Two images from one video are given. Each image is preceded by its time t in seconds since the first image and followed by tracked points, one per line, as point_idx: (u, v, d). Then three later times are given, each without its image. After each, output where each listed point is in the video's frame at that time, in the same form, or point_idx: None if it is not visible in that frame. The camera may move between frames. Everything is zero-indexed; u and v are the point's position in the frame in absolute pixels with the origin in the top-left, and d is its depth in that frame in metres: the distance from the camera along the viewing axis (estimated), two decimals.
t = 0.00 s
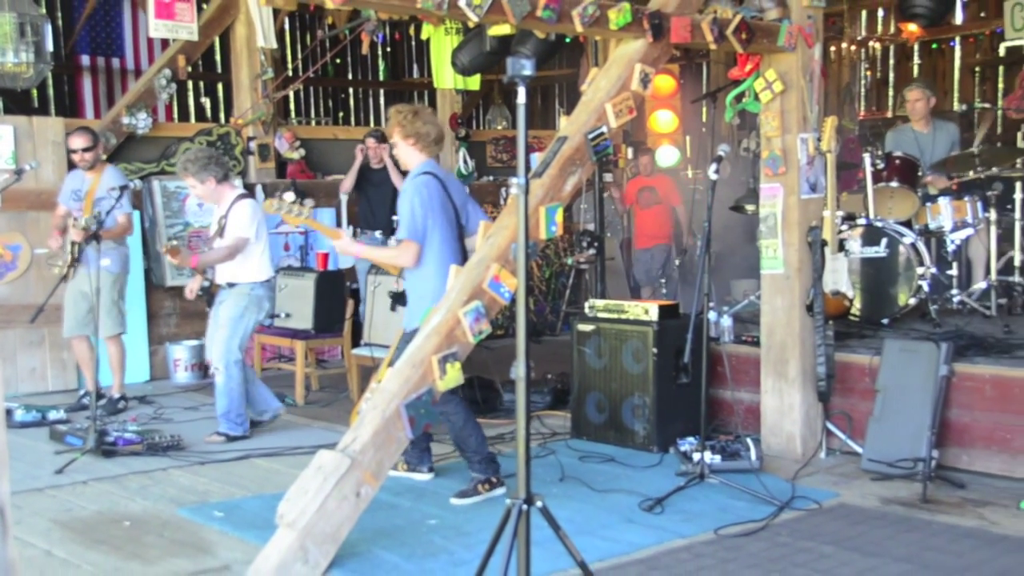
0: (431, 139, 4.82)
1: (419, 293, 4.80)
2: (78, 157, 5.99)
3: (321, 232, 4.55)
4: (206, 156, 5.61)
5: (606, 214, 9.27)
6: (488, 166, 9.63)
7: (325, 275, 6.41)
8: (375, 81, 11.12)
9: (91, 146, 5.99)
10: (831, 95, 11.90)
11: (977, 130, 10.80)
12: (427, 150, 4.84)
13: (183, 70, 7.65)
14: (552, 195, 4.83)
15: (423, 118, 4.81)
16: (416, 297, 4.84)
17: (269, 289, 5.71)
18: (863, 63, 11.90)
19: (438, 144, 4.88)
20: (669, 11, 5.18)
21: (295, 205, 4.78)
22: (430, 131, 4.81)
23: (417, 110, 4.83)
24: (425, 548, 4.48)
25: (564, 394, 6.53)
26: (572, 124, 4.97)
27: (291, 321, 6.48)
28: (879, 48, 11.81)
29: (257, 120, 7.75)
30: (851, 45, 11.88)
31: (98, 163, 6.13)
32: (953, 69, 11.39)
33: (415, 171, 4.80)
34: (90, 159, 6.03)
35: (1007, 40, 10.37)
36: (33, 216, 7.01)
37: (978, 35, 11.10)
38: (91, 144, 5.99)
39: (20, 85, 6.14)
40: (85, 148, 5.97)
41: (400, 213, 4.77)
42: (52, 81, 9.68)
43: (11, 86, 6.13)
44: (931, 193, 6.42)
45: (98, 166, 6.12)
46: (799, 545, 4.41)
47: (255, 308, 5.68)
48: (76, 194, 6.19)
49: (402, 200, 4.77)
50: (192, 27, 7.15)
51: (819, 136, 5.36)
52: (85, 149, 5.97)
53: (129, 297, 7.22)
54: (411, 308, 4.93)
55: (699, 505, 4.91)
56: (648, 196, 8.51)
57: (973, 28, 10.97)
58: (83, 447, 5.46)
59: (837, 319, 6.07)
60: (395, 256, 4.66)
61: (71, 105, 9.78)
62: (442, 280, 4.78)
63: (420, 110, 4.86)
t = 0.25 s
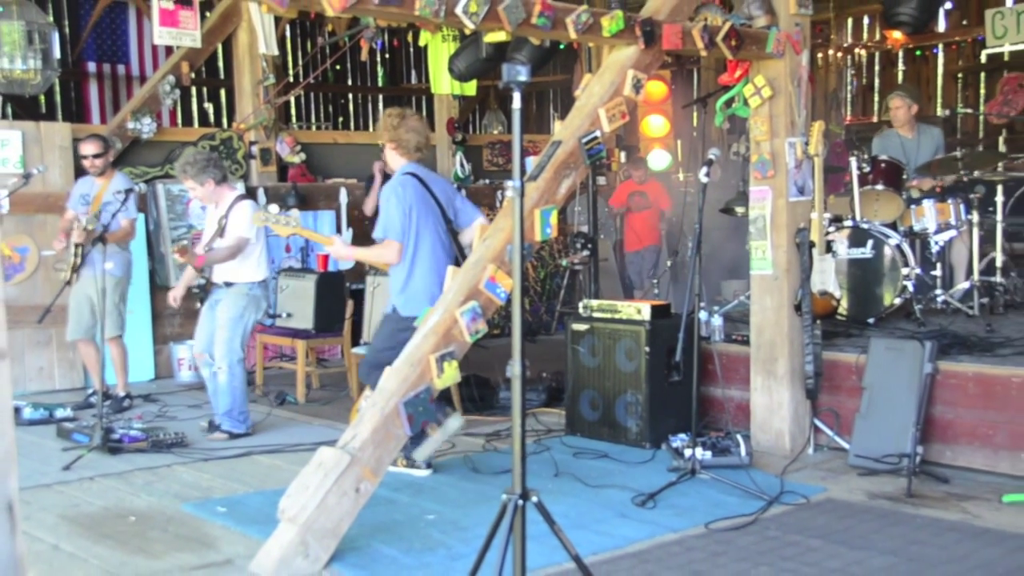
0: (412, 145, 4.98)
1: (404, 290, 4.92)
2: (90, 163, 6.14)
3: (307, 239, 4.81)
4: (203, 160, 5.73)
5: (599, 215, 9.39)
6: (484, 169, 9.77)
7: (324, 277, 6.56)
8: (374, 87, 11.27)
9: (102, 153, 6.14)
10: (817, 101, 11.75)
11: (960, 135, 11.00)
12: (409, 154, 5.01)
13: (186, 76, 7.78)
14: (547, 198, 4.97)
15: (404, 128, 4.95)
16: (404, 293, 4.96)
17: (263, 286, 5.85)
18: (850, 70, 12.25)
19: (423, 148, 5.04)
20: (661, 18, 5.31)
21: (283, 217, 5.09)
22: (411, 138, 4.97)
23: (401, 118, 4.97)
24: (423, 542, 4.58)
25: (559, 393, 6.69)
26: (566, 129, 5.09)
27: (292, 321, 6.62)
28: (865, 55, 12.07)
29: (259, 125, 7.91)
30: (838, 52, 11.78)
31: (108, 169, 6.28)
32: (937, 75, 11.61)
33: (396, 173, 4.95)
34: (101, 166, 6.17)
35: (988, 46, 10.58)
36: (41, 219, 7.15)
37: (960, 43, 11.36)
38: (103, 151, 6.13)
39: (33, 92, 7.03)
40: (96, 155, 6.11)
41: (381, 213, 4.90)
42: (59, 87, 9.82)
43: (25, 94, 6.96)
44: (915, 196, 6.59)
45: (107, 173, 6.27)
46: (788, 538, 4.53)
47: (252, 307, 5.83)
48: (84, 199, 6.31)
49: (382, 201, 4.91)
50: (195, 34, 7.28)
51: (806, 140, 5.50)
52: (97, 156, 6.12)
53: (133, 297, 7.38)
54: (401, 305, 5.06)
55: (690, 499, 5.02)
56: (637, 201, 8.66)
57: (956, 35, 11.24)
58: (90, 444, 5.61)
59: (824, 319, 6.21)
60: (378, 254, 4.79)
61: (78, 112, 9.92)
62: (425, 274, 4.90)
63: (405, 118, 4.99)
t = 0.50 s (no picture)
0: (400, 144, 5.04)
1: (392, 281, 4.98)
2: (88, 161, 6.21)
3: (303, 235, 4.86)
4: (205, 160, 5.78)
5: (596, 217, 9.44)
6: (483, 171, 9.84)
7: (324, 277, 6.61)
8: (373, 90, 11.34)
9: (101, 151, 6.21)
10: (813, 103, 11.95)
11: (952, 138, 11.06)
12: (400, 152, 5.08)
13: (188, 79, 7.84)
14: (545, 199, 5.02)
15: (392, 126, 5.02)
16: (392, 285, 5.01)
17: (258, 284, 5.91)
18: (845, 72, 12.07)
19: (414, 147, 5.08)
20: (657, 22, 5.37)
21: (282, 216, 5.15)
22: (398, 137, 5.04)
23: (392, 116, 5.04)
24: (422, 541, 4.62)
25: (556, 392, 6.75)
26: (564, 131, 5.14)
27: (291, 321, 6.68)
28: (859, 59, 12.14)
29: (260, 127, 7.97)
30: (833, 55, 11.94)
31: (106, 168, 6.33)
32: (929, 78, 11.70)
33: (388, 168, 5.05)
34: (99, 164, 6.23)
35: (980, 49, 10.64)
36: (44, 221, 7.21)
37: (953, 47, 11.43)
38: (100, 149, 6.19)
39: (34, 95, 7.02)
40: (95, 153, 6.18)
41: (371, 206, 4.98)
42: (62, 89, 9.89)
43: (27, 96, 6.99)
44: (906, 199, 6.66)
45: (106, 172, 6.32)
46: (783, 536, 4.58)
47: (250, 306, 5.90)
48: (83, 198, 6.36)
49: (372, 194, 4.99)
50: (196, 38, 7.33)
51: (801, 142, 5.57)
52: (94, 154, 6.18)
53: (135, 298, 7.41)
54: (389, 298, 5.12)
55: (687, 498, 5.06)
56: (637, 207, 8.62)
57: (948, 39, 11.32)
58: (92, 443, 5.67)
59: (819, 320, 6.27)
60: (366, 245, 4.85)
61: (81, 113, 9.98)
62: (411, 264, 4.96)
63: (396, 116, 5.06)
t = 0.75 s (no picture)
0: (401, 152, 5.11)
1: (387, 288, 5.06)
2: (88, 167, 6.28)
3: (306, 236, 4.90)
4: (209, 160, 5.82)
5: (596, 218, 9.50)
6: (483, 172, 9.90)
7: (326, 278, 6.66)
8: (374, 92, 11.41)
9: (101, 157, 6.26)
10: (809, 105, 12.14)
11: (948, 139, 11.12)
12: (400, 160, 5.14)
13: (191, 81, 7.88)
14: (545, 201, 5.07)
15: (392, 134, 5.09)
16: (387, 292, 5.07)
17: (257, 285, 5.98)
18: (841, 75, 12.36)
19: (414, 156, 5.15)
20: (656, 25, 5.42)
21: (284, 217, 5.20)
22: (399, 146, 5.11)
23: (392, 125, 5.11)
24: (423, 539, 4.67)
25: (556, 392, 6.81)
26: (564, 133, 5.19)
27: (293, 321, 6.73)
28: (857, 61, 12.22)
29: (262, 129, 8.03)
30: (829, 58, 12.29)
31: (106, 173, 6.40)
32: (926, 81, 11.70)
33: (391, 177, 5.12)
34: (100, 169, 6.31)
35: (975, 51, 10.69)
36: (49, 222, 7.26)
37: (949, 49, 11.45)
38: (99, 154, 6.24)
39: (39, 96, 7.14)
40: (94, 159, 6.23)
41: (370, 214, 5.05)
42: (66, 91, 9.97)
43: (32, 97, 7.09)
44: (903, 200, 6.73)
45: (106, 176, 6.39)
46: (781, 534, 4.62)
47: (250, 306, 5.95)
48: (84, 203, 6.43)
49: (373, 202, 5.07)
50: (199, 40, 7.38)
51: (799, 144, 5.62)
52: (94, 159, 6.23)
53: (139, 300, 7.47)
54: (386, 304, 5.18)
55: (685, 497, 5.11)
56: (642, 205, 8.63)
57: (944, 42, 11.34)
58: (96, 442, 5.73)
59: (816, 319, 6.34)
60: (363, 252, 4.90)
61: (84, 116, 10.02)
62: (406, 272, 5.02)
63: (395, 124, 5.13)
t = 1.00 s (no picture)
0: (404, 138, 5.10)
1: (382, 275, 5.07)
2: (95, 161, 6.32)
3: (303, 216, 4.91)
4: (210, 155, 5.83)
5: (597, 215, 9.51)
6: (484, 169, 9.92)
7: (327, 274, 6.65)
8: (376, 89, 11.42)
9: (109, 150, 6.33)
10: (811, 101, 11.96)
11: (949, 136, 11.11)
12: (403, 146, 5.14)
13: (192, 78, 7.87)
14: (546, 198, 5.06)
15: (397, 119, 5.08)
16: (383, 278, 5.09)
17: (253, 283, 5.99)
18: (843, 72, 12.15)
19: (417, 142, 5.14)
20: (657, 22, 5.41)
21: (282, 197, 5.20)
22: (403, 131, 5.10)
23: (397, 109, 5.09)
24: (424, 535, 4.68)
25: (557, 388, 6.82)
26: (565, 130, 5.18)
27: (294, 317, 6.74)
28: (858, 58, 12.22)
29: (263, 126, 8.03)
30: (831, 56, 11.95)
31: (110, 168, 6.46)
32: (927, 78, 11.71)
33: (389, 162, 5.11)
34: (107, 163, 6.35)
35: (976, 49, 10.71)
36: (50, 219, 7.27)
37: (951, 46, 11.45)
38: (109, 148, 6.30)
39: (41, 92, 7.18)
40: (103, 152, 6.30)
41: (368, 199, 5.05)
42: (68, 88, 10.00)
43: (34, 94, 7.12)
44: (903, 197, 6.74)
45: (111, 172, 6.45)
46: (781, 530, 4.63)
47: (247, 300, 5.95)
48: (86, 197, 6.43)
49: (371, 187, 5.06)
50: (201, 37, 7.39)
51: (799, 141, 5.62)
52: (103, 152, 6.29)
53: (140, 297, 7.48)
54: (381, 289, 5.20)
55: (686, 493, 5.12)
56: (643, 203, 8.66)
57: (945, 39, 11.34)
58: (97, 438, 5.74)
59: (817, 316, 6.35)
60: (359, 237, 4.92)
61: (86, 112, 10.07)
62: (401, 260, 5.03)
63: (400, 109, 5.11)
